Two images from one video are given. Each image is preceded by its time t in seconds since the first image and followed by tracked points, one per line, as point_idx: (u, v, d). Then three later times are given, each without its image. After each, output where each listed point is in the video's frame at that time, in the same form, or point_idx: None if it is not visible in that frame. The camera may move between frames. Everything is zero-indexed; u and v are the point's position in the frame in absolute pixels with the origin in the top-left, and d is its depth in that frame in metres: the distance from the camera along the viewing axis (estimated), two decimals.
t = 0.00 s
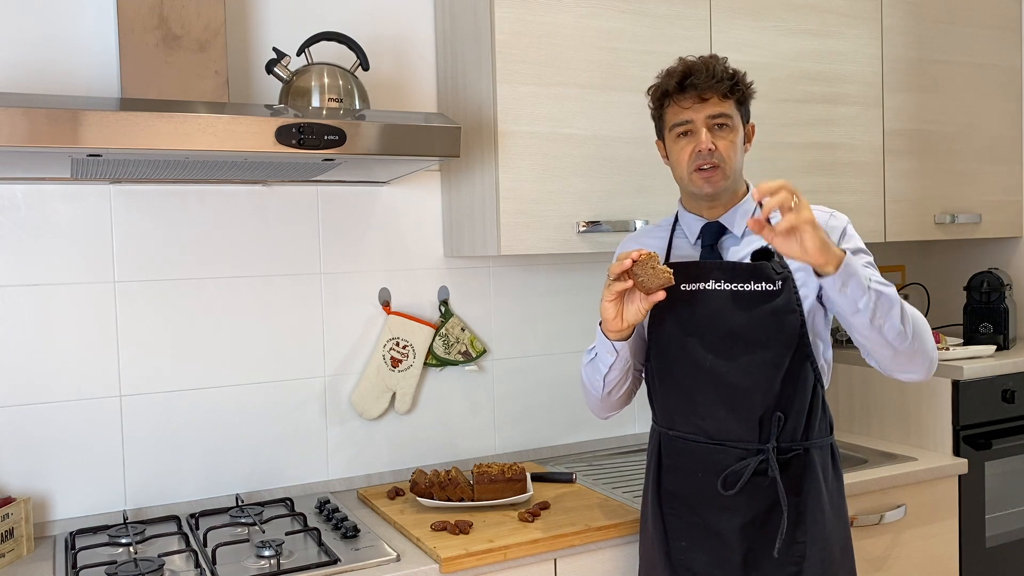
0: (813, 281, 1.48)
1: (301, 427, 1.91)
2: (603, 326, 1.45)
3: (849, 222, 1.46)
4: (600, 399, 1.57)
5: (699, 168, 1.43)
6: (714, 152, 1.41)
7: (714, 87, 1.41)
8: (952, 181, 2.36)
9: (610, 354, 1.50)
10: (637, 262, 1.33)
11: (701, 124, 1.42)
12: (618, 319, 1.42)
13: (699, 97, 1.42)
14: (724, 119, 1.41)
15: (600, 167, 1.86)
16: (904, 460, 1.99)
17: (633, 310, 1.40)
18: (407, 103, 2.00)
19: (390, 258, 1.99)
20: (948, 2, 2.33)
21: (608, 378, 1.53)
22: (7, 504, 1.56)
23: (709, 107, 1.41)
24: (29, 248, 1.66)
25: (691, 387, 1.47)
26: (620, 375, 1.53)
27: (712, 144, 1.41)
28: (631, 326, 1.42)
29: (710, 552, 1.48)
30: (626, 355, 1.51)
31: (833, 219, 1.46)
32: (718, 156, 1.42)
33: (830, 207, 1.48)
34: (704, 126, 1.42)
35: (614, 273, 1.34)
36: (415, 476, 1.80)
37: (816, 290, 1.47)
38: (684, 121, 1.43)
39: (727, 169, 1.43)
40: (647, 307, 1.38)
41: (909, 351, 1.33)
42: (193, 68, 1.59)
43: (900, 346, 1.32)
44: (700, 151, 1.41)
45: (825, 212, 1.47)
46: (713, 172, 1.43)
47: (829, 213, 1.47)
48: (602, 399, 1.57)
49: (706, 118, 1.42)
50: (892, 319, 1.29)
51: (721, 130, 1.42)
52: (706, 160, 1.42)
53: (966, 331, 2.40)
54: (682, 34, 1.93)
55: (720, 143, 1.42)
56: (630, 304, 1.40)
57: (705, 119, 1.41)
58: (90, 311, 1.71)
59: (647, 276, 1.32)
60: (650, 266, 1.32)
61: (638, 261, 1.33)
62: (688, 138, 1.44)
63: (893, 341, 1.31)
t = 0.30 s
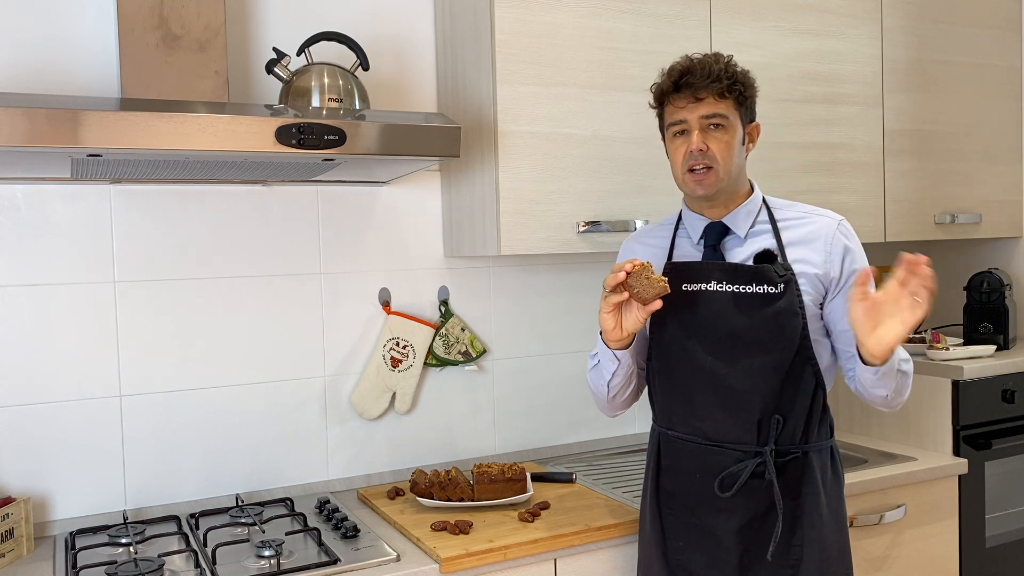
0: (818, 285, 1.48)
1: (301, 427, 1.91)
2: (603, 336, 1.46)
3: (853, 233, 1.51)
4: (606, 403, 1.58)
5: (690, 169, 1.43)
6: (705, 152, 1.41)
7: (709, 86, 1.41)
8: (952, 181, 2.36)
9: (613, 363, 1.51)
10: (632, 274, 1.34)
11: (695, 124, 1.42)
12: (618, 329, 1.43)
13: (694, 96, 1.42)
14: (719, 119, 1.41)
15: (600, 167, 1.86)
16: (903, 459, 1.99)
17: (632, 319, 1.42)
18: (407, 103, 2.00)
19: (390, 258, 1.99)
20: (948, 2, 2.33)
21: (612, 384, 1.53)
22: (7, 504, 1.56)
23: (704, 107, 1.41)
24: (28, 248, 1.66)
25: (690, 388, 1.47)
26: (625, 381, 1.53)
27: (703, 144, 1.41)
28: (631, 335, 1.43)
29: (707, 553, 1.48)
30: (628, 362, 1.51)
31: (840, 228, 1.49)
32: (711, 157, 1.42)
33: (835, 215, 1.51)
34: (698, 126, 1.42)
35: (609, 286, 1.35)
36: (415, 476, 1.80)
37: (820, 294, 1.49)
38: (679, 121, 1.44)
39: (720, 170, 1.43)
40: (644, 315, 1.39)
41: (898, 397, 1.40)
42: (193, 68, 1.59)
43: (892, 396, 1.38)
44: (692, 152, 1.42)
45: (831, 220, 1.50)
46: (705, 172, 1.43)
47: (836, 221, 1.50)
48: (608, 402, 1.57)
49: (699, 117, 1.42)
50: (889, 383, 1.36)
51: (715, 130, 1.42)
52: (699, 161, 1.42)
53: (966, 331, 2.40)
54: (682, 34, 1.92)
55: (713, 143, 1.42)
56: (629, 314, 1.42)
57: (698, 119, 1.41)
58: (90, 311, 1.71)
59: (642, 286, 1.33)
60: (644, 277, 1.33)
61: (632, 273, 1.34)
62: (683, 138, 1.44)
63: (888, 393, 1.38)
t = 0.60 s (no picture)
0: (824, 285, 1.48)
1: (301, 427, 1.91)
2: (607, 338, 1.47)
3: (857, 236, 1.51)
4: (611, 405, 1.59)
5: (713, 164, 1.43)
6: (730, 149, 1.41)
7: (736, 83, 1.41)
8: (952, 181, 2.36)
9: (616, 367, 1.51)
10: (633, 277, 1.35)
11: (720, 120, 1.42)
12: (620, 332, 1.44)
13: (721, 92, 1.42)
14: (743, 117, 1.42)
15: (600, 167, 1.86)
16: (903, 459, 1.99)
17: (634, 323, 1.42)
18: (407, 103, 2.00)
19: (390, 258, 1.99)
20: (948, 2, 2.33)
21: (617, 387, 1.54)
22: (7, 504, 1.56)
23: (729, 104, 1.42)
24: (29, 248, 1.66)
25: (696, 389, 1.47)
26: (630, 382, 1.54)
27: (728, 140, 1.41)
28: (634, 336, 1.44)
29: (712, 554, 1.48)
30: (632, 364, 1.52)
31: (844, 231, 1.50)
32: (734, 154, 1.42)
33: (840, 219, 1.52)
34: (722, 123, 1.42)
35: (610, 290, 1.36)
36: (415, 475, 1.80)
37: (825, 294, 1.49)
38: (702, 116, 1.43)
39: (741, 168, 1.44)
40: (648, 316, 1.39)
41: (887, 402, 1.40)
42: (193, 69, 1.59)
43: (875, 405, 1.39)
44: (716, 148, 1.41)
45: (836, 223, 1.51)
46: (728, 169, 1.43)
47: (840, 224, 1.51)
48: (613, 404, 1.58)
49: (725, 113, 1.42)
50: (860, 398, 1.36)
51: (739, 127, 1.42)
52: (722, 157, 1.42)
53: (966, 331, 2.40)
54: (682, 34, 1.93)
55: (737, 140, 1.42)
56: (631, 317, 1.42)
57: (724, 116, 1.41)
58: (90, 311, 1.71)
59: (644, 289, 1.33)
60: (645, 279, 1.33)
61: (633, 276, 1.35)
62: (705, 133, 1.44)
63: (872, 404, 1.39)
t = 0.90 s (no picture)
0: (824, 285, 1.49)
1: (302, 427, 1.91)
2: (608, 337, 1.47)
3: (857, 236, 1.52)
4: (611, 404, 1.58)
5: (727, 162, 1.43)
6: (745, 148, 1.41)
7: (757, 84, 1.42)
8: (952, 181, 2.36)
9: (618, 366, 1.50)
10: (632, 275, 1.35)
11: (737, 120, 1.42)
12: (621, 330, 1.45)
13: (741, 91, 1.42)
14: (758, 119, 1.43)
15: (600, 168, 1.86)
16: (903, 460, 1.99)
17: (635, 321, 1.43)
18: (407, 103, 2.00)
19: (390, 258, 1.99)
20: (948, 2, 2.33)
21: (617, 387, 1.54)
22: (7, 504, 1.56)
23: (748, 105, 1.42)
24: (29, 249, 1.66)
25: (695, 387, 1.47)
26: (630, 382, 1.54)
27: (745, 139, 1.41)
28: (635, 335, 1.44)
29: (710, 552, 1.48)
30: (633, 363, 1.51)
31: (845, 230, 1.51)
32: (748, 155, 1.42)
33: (841, 218, 1.53)
34: (739, 123, 1.43)
35: (611, 288, 1.36)
36: (415, 476, 1.80)
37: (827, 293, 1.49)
38: (719, 113, 1.43)
39: (752, 169, 1.44)
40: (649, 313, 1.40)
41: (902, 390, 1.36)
42: (193, 69, 1.59)
43: (901, 380, 1.33)
44: (731, 146, 1.41)
45: (837, 222, 1.52)
46: (740, 169, 1.43)
47: (841, 224, 1.52)
48: (614, 404, 1.57)
49: (744, 113, 1.42)
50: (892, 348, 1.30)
51: (754, 129, 1.43)
52: (735, 156, 1.42)
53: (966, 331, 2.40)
54: (682, 34, 1.93)
55: (751, 140, 1.42)
56: (632, 315, 1.43)
57: (742, 115, 1.42)
58: (90, 312, 1.71)
59: (644, 286, 1.33)
60: (645, 276, 1.33)
61: (633, 273, 1.35)
62: (720, 131, 1.44)
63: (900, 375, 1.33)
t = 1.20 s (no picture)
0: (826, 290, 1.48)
1: (302, 428, 1.91)
2: (608, 338, 1.48)
3: (860, 240, 1.52)
4: (615, 404, 1.59)
5: (716, 162, 1.43)
6: (732, 146, 1.41)
7: (741, 82, 1.41)
8: (952, 182, 2.36)
9: (619, 367, 1.51)
10: (630, 277, 1.35)
11: (723, 118, 1.42)
12: (621, 332, 1.45)
13: (725, 90, 1.42)
14: (745, 115, 1.42)
15: (600, 168, 1.86)
16: (903, 459, 1.99)
17: (634, 322, 1.43)
18: (407, 103, 2.00)
19: (390, 258, 1.99)
20: (948, 2, 2.33)
21: (620, 387, 1.54)
22: (7, 504, 1.56)
23: (733, 102, 1.42)
24: (29, 249, 1.66)
25: (697, 387, 1.47)
26: (632, 384, 1.54)
27: (731, 137, 1.41)
28: (635, 336, 1.45)
29: (711, 552, 1.48)
30: (635, 364, 1.52)
31: (849, 236, 1.50)
32: (736, 152, 1.42)
33: (844, 222, 1.52)
34: (725, 121, 1.42)
35: (609, 291, 1.36)
36: (415, 475, 1.79)
37: (828, 297, 1.49)
38: (705, 113, 1.43)
39: (743, 167, 1.43)
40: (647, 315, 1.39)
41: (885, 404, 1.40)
42: (193, 69, 1.59)
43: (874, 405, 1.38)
44: (718, 145, 1.41)
45: (840, 226, 1.51)
46: (729, 166, 1.43)
47: (845, 228, 1.51)
48: (617, 403, 1.58)
49: (729, 111, 1.42)
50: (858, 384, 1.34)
51: (742, 126, 1.42)
52: (723, 154, 1.42)
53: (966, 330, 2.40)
54: (682, 34, 1.93)
55: (740, 138, 1.42)
56: (631, 316, 1.43)
57: (727, 113, 1.42)
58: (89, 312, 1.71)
59: (641, 288, 1.34)
60: (642, 278, 1.34)
61: (631, 276, 1.35)
62: (708, 131, 1.44)
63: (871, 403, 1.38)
